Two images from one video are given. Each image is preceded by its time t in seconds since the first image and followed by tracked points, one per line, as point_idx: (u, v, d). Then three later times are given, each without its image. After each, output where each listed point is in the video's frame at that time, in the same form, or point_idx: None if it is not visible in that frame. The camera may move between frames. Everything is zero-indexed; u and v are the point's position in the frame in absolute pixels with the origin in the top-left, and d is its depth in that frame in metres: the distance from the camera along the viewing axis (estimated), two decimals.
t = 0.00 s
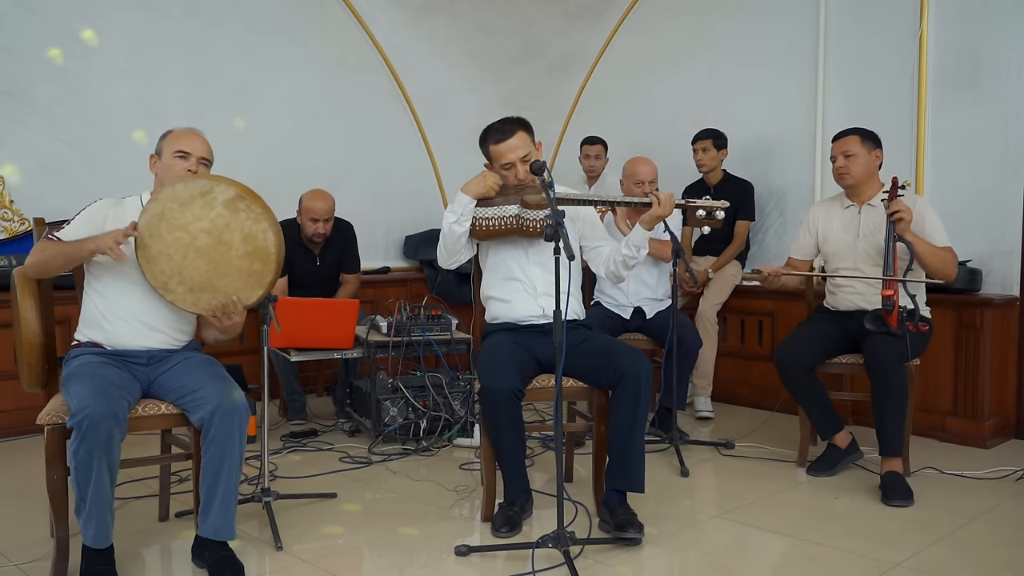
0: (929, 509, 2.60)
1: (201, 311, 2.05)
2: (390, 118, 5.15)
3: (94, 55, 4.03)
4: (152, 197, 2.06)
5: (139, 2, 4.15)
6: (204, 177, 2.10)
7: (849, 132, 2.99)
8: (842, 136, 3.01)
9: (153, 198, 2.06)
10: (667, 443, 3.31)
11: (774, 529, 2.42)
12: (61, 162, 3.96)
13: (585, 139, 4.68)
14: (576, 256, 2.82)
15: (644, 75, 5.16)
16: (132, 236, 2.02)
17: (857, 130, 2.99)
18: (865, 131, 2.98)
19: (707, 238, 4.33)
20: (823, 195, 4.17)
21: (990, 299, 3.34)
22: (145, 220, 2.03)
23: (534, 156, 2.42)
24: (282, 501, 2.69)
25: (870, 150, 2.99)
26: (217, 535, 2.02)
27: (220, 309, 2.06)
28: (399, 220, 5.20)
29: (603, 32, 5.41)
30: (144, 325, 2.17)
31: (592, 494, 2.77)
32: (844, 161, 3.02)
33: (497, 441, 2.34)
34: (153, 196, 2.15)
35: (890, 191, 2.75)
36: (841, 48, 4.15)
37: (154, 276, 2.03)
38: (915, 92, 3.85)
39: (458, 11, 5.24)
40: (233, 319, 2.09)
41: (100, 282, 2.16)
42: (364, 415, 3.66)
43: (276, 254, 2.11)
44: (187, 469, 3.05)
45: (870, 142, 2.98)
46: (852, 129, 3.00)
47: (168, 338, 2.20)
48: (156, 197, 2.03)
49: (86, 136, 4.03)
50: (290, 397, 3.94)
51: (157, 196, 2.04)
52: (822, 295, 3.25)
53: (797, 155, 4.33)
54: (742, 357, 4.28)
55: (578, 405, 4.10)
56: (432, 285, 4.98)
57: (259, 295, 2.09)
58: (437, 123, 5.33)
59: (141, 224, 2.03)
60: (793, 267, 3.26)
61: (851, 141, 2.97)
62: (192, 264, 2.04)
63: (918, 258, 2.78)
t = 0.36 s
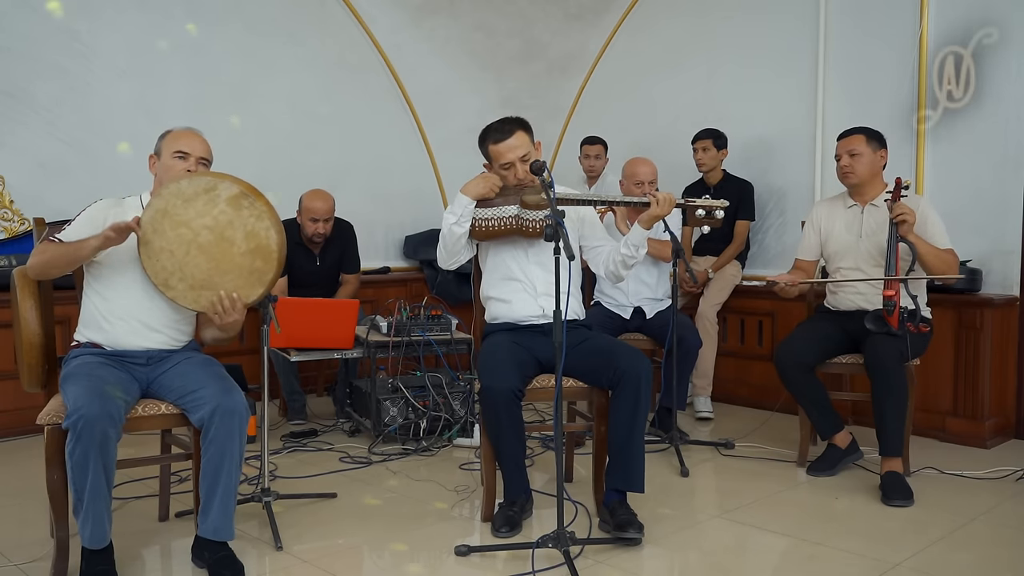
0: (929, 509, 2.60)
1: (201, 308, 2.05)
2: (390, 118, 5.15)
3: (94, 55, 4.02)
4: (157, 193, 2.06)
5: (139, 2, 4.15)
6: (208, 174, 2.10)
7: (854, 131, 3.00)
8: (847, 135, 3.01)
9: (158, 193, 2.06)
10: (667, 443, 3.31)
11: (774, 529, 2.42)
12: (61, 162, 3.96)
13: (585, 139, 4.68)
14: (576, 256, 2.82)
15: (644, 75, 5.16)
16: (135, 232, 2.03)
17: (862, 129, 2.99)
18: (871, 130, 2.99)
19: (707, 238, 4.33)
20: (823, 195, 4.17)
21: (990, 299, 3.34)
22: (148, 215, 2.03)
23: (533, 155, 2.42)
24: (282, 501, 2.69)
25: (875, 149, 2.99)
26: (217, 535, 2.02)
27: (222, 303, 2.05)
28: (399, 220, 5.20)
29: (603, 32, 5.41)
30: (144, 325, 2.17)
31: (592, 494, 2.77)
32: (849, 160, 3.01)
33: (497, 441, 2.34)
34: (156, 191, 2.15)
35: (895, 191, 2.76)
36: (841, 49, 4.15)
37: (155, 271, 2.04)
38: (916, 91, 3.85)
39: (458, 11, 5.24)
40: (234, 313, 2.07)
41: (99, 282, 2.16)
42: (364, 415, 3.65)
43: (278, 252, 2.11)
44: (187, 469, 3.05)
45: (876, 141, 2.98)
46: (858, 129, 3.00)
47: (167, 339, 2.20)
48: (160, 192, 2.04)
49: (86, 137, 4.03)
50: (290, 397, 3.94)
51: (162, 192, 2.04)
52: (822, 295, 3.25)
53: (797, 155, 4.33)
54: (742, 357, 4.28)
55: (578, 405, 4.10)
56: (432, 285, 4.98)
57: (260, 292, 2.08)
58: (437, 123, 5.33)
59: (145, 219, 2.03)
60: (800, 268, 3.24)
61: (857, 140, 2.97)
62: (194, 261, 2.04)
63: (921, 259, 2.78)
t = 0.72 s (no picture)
0: (929, 509, 2.60)
1: (195, 305, 2.05)
2: (390, 118, 5.15)
3: (94, 55, 4.03)
4: (159, 188, 2.06)
5: (139, 2, 4.15)
6: (210, 171, 2.11)
7: (855, 131, 3.00)
8: (848, 135, 3.01)
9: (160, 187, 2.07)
10: (667, 443, 3.31)
11: (773, 529, 2.42)
12: (61, 162, 3.96)
13: (585, 139, 4.68)
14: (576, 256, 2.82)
15: (644, 75, 5.16)
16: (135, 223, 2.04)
17: (862, 129, 2.99)
18: (871, 130, 2.99)
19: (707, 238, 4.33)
20: (823, 195, 4.17)
21: (990, 300, 3.34)
22: (148, 209, 2.04)
23: (532, 154, 2.42)
24: (282, 501, 2.69)
25: (876, 149, 2.99)
26: (217, 535, 2.02)
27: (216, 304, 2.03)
28: (399, 220, 5.20)
29: (603, 32, 5.41)
30: (144, 325, 2.16)
31: (592, 494, 2.77)
32: (849, 160, 3.01)
33: (497, 441, 2.34)
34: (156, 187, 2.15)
35: (892, 191, 2.75)
36: (841, 49, 4.15)
37: (153, 265, 2.05)
38: (916, 91, 3.85)
39: (458, 11, 5.24)
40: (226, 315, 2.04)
41: (99, 282, 2.16)
42: (364, 415, 3.65)
43: (275, 253, 2.09)
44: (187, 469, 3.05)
45: (876, 141, 2.98)
46: (858, 129, 3.00)
47: (167, 339, 2.20)
48: (162, 187, 2.04)
49: (86, 136, 4.03)
50: (290, 397, 3.94)
51: (163, 187, 2.05)
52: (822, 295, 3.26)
53: (797, 155, 4.33)
54: (742, 357, 4.28)
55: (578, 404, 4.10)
56: (432, 285, 4.98)
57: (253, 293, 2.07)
58: (437, 123, 5.33)
59: (145, 214, 2.04)
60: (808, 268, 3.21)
61: (857, 139, 2.97)
62: (191, 257, 2.05)
63: (920, 258, 2.79)
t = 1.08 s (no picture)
0: (929, 509, 2.60)
1: (200, 305, 2.05)
2: (390, 118, 5.15)
3: (94, 55, 4.02)
4: (152, 192, 2.06)
5: (139, 2, 4.15)
6: (203, 171, 2.10)
7: (856, 131, 2.99)
8: (850, 133, 3.01)
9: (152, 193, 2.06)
10: (667, 443, 3.31)
11: (773, 529, 2.42)
12: (62, 162, 3.96)
13: (585, 139, 4.68)
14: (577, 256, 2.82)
15: (645, 75, 5.16)
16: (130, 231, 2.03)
17: (865, 128, 2.99)
18: (873, 129, 2.98)
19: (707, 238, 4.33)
20: (823, 195, 4.17)
21: (990, 299, 3.34)
22: (144, 214, 2.03)
23: (536, 149, 2.43)
24: (282, 501, 2.69)
25: (878, 149, 3.00)
26: (217, 535, 2.02)
27: (222, 301, 2.05)
28: (399, 220, 5.20)
29: (603, 32, 5.41)
30: (144, 325, 2.16)
31: (592, 494, 2.77)
32: (851, 159, 3.01)
33: (497, 441, 2.34)
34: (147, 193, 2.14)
35: (897, 191, 2.75)
36: (841, 49, 4.14)
37: (152, 270, 2.03)
38: (916, 90, 3.85)
39: (458, 10, 5.24)
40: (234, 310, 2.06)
41: (99, 283, 2.16)
42: (364, 415, 3.66)
43: (277, 246, 2.10)
44: (187, 469, 3.05)
45: (878, 141, 2.98)
46: (861, 128, 3.00)
47: (167, 338, 2.19)
48: (155, 191, 2.04)
49: (86, 137, 4.03)
50: (290, 397, 3.94)
51: (157, 191, 2.04)
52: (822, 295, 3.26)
53: (797, 155, 4.33)
54: (742, 357, 4.28)
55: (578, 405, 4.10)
56: (432, 285, 4.98)
57: (259, 287, 2.08)
58: (437, 123, 5.33)
59: (140, 219, 2.03)
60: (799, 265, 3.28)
61: (859, 138, 2.97)
62: (191, 258, 2.04)
63: (925, 259, 2.78)
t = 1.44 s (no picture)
0: (928, 509, 2.60)
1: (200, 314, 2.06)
2: (390, 118, 5.15)
3: (94, 55, 4.02)
4: (146, 203, 2.04)
5: (138, 2, 4.15)
6: (195, 181, 2.08)
7: (855, 131, 2.99)
8: (847, 135, 3.01)
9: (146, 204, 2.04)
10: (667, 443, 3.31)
11: (773, 529, 2.42)
12: (62, 162, 3.96)
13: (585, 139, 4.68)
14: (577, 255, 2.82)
15: (645, 75, 5.16)
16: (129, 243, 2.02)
17: (862, 129, 2.99)
18: (871, 130, 2.99)
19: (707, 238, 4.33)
20: (823, 196, 4.17)
21: (990, 299, 3.34)
22: (140, 227, 2.02)
23: (545, 143, 2.43)
24: (282, 501, 2.69)
25: (876, 149, 3.00)
26: (218, 535, 2.02)
27: (221, 308, 2.05)
28: (399, 220, 5.20)
29: (603, 32, 5.41)
30: (144, 325, 2.16)
31: (592, 494, 2.77)
32: (849, 160, 3.01)
33: (497, 441, 2.34)
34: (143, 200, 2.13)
35: (895, 191, 2.76)
36: (840, 49, 4.14)
37: (152, 281, 2.04)
38: (916, 90, 3.85)
39: (458, 10, 5.23)
40: (233, 318, 2.07)
41: (99, 283, 2.16)
42: (364, 415, 3.66)
43: (271, 255, 2.11)
44: (187, 469, 3.05)
45: (876, 141, 2.98)
46: (858, 128, 3.00)
47: (168, 339, 2.20)
48: (150, 204, 2.02)
49: (86, 137, 4.03)
50: (290, 397, 3.94)
51: (151, 202, 2.02)
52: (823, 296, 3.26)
53: (797, 155, 4.33)
54: (742, 357, 4.28)
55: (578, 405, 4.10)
56: (432, 285, 4.98)
57: (257, 296, 2.09)
58: (437, 123, 5.33)
59: (137, 231, 2.02)
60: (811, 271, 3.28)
61: (858, 139, 2.97)
62: (189, 268, 2.04)
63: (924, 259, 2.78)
